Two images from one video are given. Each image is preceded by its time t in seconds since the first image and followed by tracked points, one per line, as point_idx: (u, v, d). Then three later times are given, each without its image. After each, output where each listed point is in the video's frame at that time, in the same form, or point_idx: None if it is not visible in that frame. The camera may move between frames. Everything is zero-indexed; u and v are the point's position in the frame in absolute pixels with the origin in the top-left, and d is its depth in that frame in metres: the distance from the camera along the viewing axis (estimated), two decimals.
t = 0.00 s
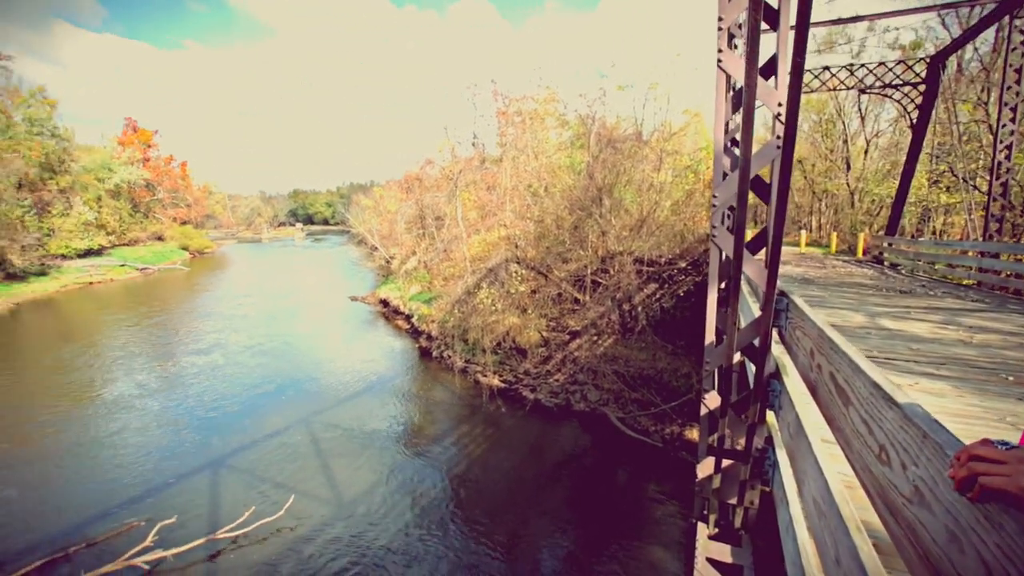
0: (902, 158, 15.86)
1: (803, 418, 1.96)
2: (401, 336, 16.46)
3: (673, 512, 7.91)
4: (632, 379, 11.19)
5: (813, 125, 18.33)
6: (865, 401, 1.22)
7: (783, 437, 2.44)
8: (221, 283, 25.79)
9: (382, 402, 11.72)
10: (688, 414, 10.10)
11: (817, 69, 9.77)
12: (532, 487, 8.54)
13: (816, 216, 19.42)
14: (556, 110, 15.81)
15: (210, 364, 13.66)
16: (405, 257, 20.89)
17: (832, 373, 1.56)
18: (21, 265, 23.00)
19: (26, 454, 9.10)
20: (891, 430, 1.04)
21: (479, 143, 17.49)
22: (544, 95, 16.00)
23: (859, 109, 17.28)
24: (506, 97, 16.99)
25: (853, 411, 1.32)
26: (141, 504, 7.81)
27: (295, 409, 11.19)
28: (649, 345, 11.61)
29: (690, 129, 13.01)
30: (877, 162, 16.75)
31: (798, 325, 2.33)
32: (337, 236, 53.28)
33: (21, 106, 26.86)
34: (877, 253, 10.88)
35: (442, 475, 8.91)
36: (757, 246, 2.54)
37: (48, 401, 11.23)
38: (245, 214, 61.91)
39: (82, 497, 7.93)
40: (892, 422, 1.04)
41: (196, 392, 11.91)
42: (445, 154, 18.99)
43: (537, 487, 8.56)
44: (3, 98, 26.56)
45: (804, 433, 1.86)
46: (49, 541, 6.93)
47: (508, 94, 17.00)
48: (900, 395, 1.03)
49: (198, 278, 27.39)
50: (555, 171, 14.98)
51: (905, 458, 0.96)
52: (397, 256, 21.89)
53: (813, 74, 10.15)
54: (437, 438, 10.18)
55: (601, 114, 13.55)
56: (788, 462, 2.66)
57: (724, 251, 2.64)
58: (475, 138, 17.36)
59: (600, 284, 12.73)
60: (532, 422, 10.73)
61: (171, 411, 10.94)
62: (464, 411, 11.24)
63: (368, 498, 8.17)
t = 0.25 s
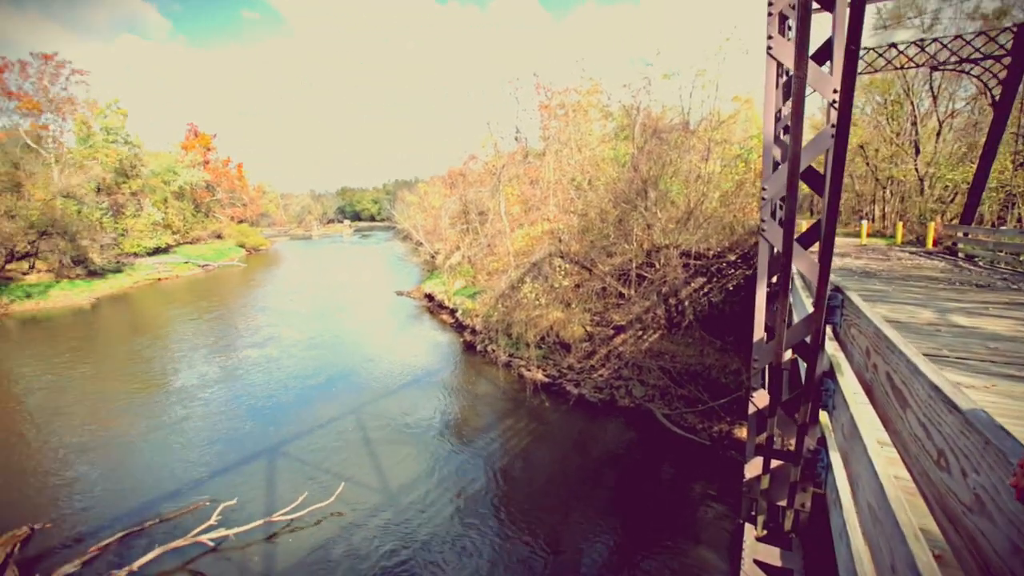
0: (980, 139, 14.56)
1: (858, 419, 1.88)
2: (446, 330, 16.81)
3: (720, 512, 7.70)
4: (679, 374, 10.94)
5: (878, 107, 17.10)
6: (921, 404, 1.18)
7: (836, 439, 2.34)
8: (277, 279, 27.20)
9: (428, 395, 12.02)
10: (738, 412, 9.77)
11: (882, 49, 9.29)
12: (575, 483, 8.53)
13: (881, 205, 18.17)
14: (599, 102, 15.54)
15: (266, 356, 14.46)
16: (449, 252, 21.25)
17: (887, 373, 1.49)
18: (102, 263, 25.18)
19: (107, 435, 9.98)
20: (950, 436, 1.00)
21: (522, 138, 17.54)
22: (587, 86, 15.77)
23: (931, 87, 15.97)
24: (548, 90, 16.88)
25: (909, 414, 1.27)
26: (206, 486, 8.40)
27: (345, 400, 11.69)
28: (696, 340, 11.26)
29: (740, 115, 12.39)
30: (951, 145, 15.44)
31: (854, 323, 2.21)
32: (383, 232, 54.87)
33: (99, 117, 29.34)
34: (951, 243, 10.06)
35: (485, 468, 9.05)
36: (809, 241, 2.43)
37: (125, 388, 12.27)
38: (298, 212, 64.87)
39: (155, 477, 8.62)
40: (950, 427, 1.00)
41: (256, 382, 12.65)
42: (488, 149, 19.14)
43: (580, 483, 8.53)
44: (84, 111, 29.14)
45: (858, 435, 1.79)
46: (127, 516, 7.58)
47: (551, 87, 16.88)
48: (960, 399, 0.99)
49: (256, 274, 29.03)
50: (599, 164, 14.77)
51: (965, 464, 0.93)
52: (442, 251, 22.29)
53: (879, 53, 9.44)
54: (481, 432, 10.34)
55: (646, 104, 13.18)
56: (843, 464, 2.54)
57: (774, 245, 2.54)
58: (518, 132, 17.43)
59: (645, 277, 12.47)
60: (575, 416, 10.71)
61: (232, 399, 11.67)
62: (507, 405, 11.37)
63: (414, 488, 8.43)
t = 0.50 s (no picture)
0: None
1: (904, 430, 1.81)
2: (482, 324, 16.99)
3: (756, 521, 7.47)
4: (717, 378, 10.63)
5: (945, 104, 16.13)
6: (973, 418, 1.13)
7: (881, 450, 2.25)
8: (320, 270, 28.18)
9: (461, 389, 12.19)
10: (779, 420, 9.40)
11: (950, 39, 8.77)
12: (605, 483, 8.45)
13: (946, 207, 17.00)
14: (642, 97, 15.20)
15: (308, 345, 15.04)
16: (486, 247, 21.41)
17: (937, 384, 1.44)
18: (160, 251, 26.81)
19: (161, 413, 10.66)
20: (1001, 452, 0.96)
21: (562, 134, 17.44)
22: (630, 81, 15.45)
23: (1008, 80, 14.75)
24: (590, 86, 16.65)
25: (957, 428, 1.22)
26: (249, 465, 8.83)
27: (380, 390, 12.02)
28: (736, 343, 10.88)
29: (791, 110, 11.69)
30: None
31: (903, 329, 2.11)
32: (423, 226, 55.85)
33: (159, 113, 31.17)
34: None
35: (516, 463, 9.11)
36: (857, 244, 2.34)
37: (178, 370, 13.05)
38: (341, 205, 66.86)
39: (203, 455, 9.13)
40: (1002, 442, 0.96)
41: (297, 369, 13.18)
42: (527, 145, 19.11)
43: (611, 483, 8.45)
44: (147, 108, 31.06)
45: (903, 447, 1.73)
46: (176, 490, 8.06)
47: (593, 82, 16.65)
48: (1013, 413, 0.95)
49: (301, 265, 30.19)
50: (641, 161, 14.46)
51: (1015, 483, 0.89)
52: (479, 246, 22.48)
53: (949, 42, 8.74)
54: (512, 427, 10.40)
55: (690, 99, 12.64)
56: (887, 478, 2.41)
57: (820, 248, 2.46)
58: (559, 128, 17.32)
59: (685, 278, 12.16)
60: (608, 416, 10.63)
61: (275, 385, 12.21)
62: (540, 402, 11.40)
63: (445, 479, 8.59)
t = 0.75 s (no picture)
0: None
1: (945, 440, 1.79)
2: (510, 323, 17.08)
3: (789, 530, 7.25)
4: (749, 382, 10.31)
5: (1004, 99, 15.20)
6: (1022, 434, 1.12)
7: (921, 459, 2.19)
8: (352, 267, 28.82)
9: (489, 386, 12.28)
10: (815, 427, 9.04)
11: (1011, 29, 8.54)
12: (633, 486, 8.37)
13: (1003, 207, 16.02)
14: (676, 95, 14.93)
15: (339, 341, 15.43)
16: (516, 246, 21.48)
17: (989, 397, 1.43)
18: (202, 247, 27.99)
19: (201, 403, 11.15)
20: None
21: (594, 132, 17.35)
22: (664, 79, 15.17)
23: None
24: (623, 83, 16.45)
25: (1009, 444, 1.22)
26: (282, 455, 9.14)
27: (409, 386, 12.24)
28: (771, 347, 10.47)
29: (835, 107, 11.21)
30: None
31: (945, 335, 2.06)
32: (453, 224, 56.45)
33: (203, 114, 32.59)
34: None
35: (542, 462, 9.13)
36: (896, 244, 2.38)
37: (216, 362, 13.60)
38: (373, 202, 68.24)
39: (239, 444, 9.50)
40: None
41: (329, 364, 13.55)
42: (559, 143, 19.03)
43: (638, 486, 8.37)
44: (192, 109, 32.49)
45: (943, 457, 1.73)
46: (214, 477, 8.41)
47: (626, 80, 16.44)
48: None
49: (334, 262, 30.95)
50: (674, 160, 14.20)
51: None
52: (509, 245, 22.56)
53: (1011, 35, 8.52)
54: (540, 426, 10.43)
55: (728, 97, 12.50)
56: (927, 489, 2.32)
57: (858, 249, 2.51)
58: (590, 127, 17.21)
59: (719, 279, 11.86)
60: (637, 418, 10.52)
61: (307, 379, 12.57)
62: (567, 401, 11.38)
63: (471, 475, 8.68)
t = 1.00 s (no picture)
0: None
1: (985, 449, 1.75)
2: (536, 322, 17.09)
3: (822, 540, 7.02)
4: (780, 386, 10.01)
5: None
6: None
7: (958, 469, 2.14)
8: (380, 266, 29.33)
9: (514, 386, 12.32)
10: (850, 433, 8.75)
11: None
12: (658, 489, 8.26)
13: None
14: (707, 91, 14.62)
15: (367, 339, 15.74)
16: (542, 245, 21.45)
17: None
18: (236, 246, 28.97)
19: (235, 397, 11.57)
20: None
21: (622, 130, 17.18)
22: (693, 76, 14.85)
23: None
24: (652, 81, 16.21)
25: None
26: (310, 450, 9.40)
27: (435, 384, 12.39)
28: (804, 351, 10.25)
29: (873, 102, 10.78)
30: None
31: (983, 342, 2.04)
32: (480, 223, 56.82)
33: (239, 117, 33.70)
34: None
35: (566, 463, 9.10)
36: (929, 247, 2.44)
37: (249, 358, 14.06)
38: (401, 202, 69.23)
39: (270, 438, 9.80)
40: None
41: (358, 361, 13.85)
42: (586, 142, 18.90)
43: (663, 489, 8.24)
44: (228, 112, 33.65)
45: (982, 466, 1.69)
46: (246, 470, 8.71)
47: (654, 77, 16.19)
48: None
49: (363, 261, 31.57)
50: (704, 159, 13.92)
51: None
52: (535, 244, 22.55)
53: None
54: (564, 426, 10.40)
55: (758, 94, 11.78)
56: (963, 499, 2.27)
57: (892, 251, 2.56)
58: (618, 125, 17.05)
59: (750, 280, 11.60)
60: (663, 420, 10.37)
61: (335, 376, 12.86)
62: (593, 402, 11.32)
63: (495, 474, 8.73)
